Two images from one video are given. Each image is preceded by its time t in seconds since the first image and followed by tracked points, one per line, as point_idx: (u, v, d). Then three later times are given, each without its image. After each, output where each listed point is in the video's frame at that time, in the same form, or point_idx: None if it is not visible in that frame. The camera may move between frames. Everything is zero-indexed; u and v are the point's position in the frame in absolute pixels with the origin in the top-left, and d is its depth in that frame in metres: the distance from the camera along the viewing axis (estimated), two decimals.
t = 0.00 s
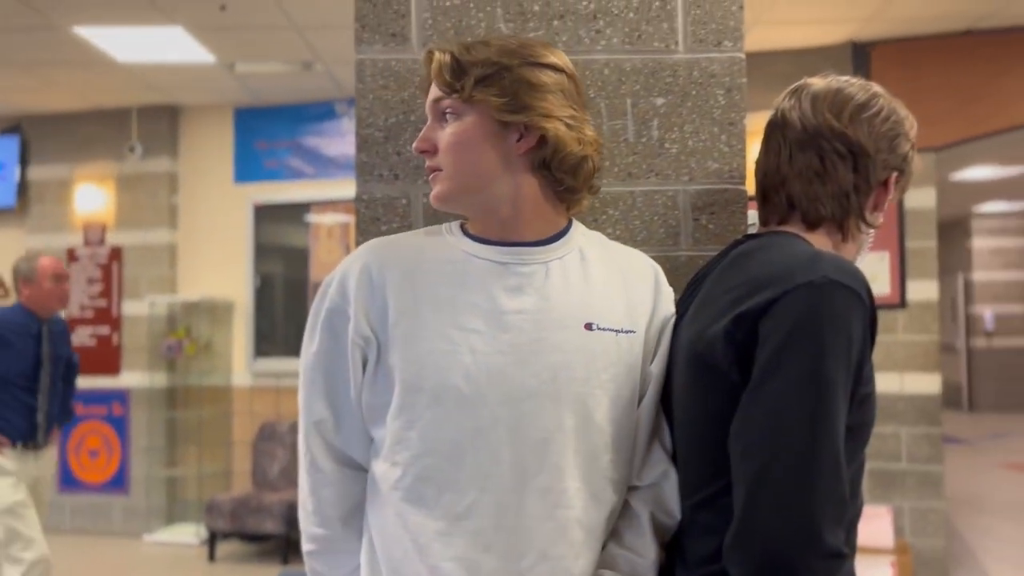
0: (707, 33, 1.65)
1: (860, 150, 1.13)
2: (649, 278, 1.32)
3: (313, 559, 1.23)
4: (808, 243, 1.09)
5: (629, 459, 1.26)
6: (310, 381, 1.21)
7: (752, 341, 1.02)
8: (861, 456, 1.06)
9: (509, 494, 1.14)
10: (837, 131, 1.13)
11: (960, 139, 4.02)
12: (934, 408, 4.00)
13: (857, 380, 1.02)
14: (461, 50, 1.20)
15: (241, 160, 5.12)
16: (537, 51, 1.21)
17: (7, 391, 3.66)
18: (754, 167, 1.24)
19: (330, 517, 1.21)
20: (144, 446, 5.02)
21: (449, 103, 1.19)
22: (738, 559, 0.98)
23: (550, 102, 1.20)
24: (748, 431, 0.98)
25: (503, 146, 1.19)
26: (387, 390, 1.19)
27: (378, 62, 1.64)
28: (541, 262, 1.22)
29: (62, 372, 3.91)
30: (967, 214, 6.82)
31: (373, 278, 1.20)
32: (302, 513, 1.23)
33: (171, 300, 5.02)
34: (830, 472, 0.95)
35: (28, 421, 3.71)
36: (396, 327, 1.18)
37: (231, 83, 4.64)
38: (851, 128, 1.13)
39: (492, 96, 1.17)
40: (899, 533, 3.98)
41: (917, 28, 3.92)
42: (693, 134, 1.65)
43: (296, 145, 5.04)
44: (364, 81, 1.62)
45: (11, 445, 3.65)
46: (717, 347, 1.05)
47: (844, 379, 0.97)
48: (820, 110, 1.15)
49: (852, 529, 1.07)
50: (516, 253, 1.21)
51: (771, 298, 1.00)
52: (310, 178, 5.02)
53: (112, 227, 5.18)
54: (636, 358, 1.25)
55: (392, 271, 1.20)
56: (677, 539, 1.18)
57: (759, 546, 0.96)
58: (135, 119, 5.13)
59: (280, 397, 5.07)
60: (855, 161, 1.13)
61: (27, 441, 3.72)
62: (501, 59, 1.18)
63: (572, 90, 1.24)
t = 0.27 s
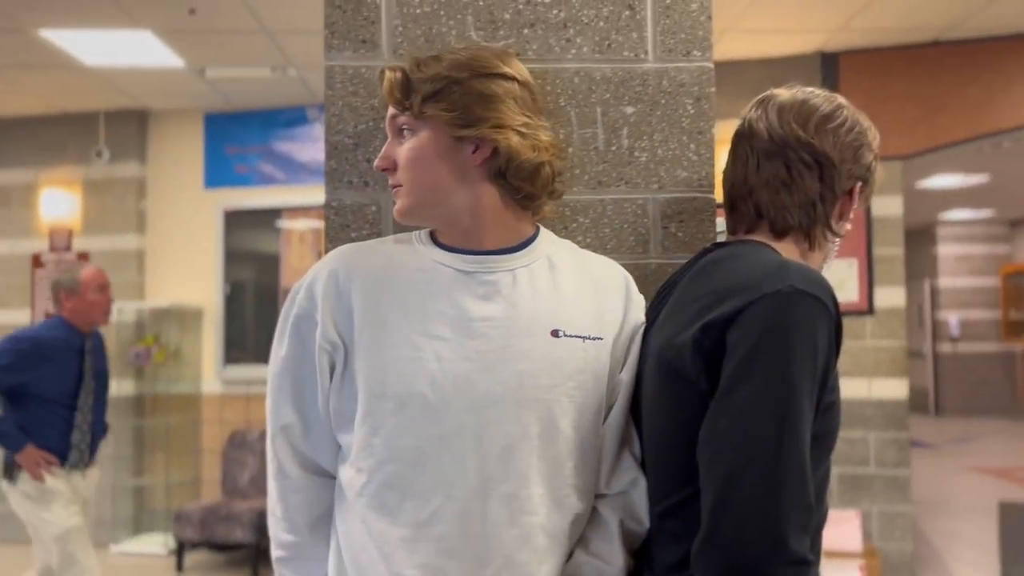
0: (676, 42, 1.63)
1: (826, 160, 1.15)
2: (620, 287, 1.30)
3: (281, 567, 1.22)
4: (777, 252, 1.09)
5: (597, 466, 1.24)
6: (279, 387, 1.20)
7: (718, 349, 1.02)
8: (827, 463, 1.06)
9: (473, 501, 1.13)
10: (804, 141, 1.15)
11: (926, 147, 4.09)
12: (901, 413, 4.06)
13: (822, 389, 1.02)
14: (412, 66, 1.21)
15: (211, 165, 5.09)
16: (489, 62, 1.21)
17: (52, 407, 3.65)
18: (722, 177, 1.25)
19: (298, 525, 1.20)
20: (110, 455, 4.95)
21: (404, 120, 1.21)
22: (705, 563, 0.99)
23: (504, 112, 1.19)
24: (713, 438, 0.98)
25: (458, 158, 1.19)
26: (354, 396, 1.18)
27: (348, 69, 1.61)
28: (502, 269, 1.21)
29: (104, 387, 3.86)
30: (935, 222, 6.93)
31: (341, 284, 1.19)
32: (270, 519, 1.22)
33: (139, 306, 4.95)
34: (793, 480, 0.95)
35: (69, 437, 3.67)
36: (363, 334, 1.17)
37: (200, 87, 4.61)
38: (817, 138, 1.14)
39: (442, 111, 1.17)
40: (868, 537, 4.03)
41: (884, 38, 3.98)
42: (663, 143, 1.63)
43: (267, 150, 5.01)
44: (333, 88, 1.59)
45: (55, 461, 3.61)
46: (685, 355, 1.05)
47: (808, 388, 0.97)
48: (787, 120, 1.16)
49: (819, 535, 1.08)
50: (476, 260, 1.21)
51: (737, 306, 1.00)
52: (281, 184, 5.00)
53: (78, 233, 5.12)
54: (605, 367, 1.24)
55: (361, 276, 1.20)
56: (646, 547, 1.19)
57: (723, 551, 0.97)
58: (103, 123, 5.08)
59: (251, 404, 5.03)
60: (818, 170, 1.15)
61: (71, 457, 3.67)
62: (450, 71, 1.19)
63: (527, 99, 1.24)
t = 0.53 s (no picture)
0: (648, 48, 1.64)
1: (798, 165, 1.16)
2: (596, 291, 1.32)
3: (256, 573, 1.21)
4: (747, 254, 1.12)
5: (573, 470, 1.24)
6: (254, 392, 1.19)
7: (694, 353, 1.02)
8: (802, 465, 1.06)
9: (449, 505, 1.12)
10: (777, 146, 1.16)
11: (897, 153, 4.16)
12: (873, 416, 4.11)
13: (798, 391, 1.02)
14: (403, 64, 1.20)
15: (185, 168, 5.06)
16: (479, 68, 1.22)
17: (111, 401, 3.34)
18: (696, 183, 1.26)
19: (272, 529, 1.19)
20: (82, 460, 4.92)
21: (393, 120, 1.19)
22: (682, 567, 0.97)
23: (495, 117, 1.20)
24: (690, 443, 0.97)
25: (451, 162, 1.19)
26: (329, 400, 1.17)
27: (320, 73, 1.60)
28: (485, 273, 1.22)
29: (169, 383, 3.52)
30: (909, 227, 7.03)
31: (316, 287, 1.19)
32: (244, 525, 1.21)
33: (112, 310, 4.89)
34: (771, 483, 0.94)
35: (130, 436, 3.36)
36: (338, 337, 1.16)
37: (174, 89, 4.59)
38: (790, 143, 1.15)
39: (437, 113, 1.17)
40: (841, 539, 4.08)
41: (856, 45, 4.05)
42: (636, 148, 1.64)
43: (242, 153, 5.01)
44: (306, 91, 1.58)
45: (113, 461, 3.28)
46: (661, 359, 1.05)
47: (784, 390, 0.96)
48: (759, 126, 1.17)
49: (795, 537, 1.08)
50: (458, 264, 1.21)
51: (713, 310, 1.00)
52: (257, 187, 4.97)
53: (49, 235, 5.09)
54: (582, 370, 1.24)
55: (337, 280, 1.19)
56: (622, 551, 1.18)
57: (701, 556, 0.95)
58: (75, 126, 5.07)
59: (226, 409, 4.96)
60: (792, 175, 1.16)
61: (130, 457, 3.35)
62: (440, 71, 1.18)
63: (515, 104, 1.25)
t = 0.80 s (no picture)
0: (628, 50, 1.64)
1: (779, 169, 1.17)
2: (576, 290, 1.32)
3: None
4: (729, 255, 1.13)
5: (553, 470, 1.24)
6: (228, 395, 1.19)
7: (675, 354, 1.02)
8: (783, 463, 1.07)
9: (428, 505, 1.12)
10: (758, 150, 1.17)
11: (875, 156, 4.21)
12: (851, 416, 4.14)
13: (779, 392, 1.02)
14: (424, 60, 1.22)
15: (163, 170, 5.02)
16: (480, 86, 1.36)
17: (201, 420, 3.15)
18: (677, 185, 1.27)
19: (250, 532, 1.19)
20: (57, 464, 4.89)
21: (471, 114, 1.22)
22: (665, 565, 0.97)
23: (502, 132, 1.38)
24: (671, 442, 0.97)
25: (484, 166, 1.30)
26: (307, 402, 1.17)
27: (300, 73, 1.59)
28: (462, 272, 1.22)
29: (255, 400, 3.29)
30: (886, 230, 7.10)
31: (291, 289, 1.18)
32: (222, 529, 1.21)
33: (88, 312, 4.83)
34: (754, 482, 0.94)
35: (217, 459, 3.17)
36: (315, 339, 1.15)
37: (153, 89, 4.55)
38: (771, 147, 1.16)
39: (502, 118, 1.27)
40: (821, 539, 4.11)
41: (835, 49, 4.08)
42: (617, 150, 1.65)
43: (221, 154, 4.97)
44: (286, 91, 1.57)
45: (197, 485, 3.10)
46: (644, 361, 1.05)
47: (766, 390, 0.97)
48: (741, 128, 1.18)
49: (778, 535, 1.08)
50: (434, 263, 1.22)
51: (695, 311, 1.00)
52: (236, 189, 4.94)
53: (25, 236, 5.05)
54: (562, 370, 1.24)
55: (312, 283, 1.18)
56: (602, 550, 1.19)
57: (684, 553, 0.95)
58: (51, 125, 5.01)
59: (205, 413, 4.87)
60: (774, 179, 1.17)
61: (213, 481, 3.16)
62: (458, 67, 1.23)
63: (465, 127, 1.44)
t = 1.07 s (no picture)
0: (613, 50, 1.65)
1: (763, 169, 1.17)
2: (558, 290, 1.32)
3: None
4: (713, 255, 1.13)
5: (538, 469, 1.24)
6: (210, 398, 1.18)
7: (660, 353, 1.03)
8: (768, 460, 1.08)
9: (413, 504, 1.12)
10: (742, 150, 1.17)
11: (856, 157, 4.24)
12: (834, 416, 4.17)
13: (764, 390, 1.03)
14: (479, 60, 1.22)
15: (146, 169, 4.98)
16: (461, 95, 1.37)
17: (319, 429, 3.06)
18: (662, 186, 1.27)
19: (233, 533, 1.19)
20: (39, 465, 4.87)
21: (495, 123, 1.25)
22: (651, 564, 0.97)
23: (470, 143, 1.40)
24: (657, 441, 0.98)
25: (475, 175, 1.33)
26: (290, 402, 1.16)
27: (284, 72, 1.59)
28: (442, 272, 1.22)
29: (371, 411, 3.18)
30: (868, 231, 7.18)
31: (272, 290, 1.17)
32: (206, 531, 1.20)
33: (70, 313, 4.78)
34: (739, 480, 0.95)
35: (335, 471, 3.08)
36: (297, 339, 1.15)
37: (135, 88, 4.52)
38: (755, 147, 1.17)
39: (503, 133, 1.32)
40: (804, 538, 4.14)
41: (819, 51, 4.11)
42: (602, 150, 1.65)
43: (205, 153, 4.94)
44: (270, 90, 1.56)
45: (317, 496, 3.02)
46: (629, 360, 1.05)
47: (753, 388, 0.97)
48: (725, 129, 1.19)
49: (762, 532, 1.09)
50: (413, 263, 1.21)
51: (680, 311, 1.01)
52: (219, 189, 4.91)
53: (5, 237, 5.00)
54: (546, 369, 1.25)
55: (294, 284, 1.17)
56: (587, 548, 1.19)
57: (668, 553, 0.96)
58: (32, 125, 4.98)
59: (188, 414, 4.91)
60: (761, 179, 1.17)
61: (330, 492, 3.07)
62: (495, 75, 1.26)
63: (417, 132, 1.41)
